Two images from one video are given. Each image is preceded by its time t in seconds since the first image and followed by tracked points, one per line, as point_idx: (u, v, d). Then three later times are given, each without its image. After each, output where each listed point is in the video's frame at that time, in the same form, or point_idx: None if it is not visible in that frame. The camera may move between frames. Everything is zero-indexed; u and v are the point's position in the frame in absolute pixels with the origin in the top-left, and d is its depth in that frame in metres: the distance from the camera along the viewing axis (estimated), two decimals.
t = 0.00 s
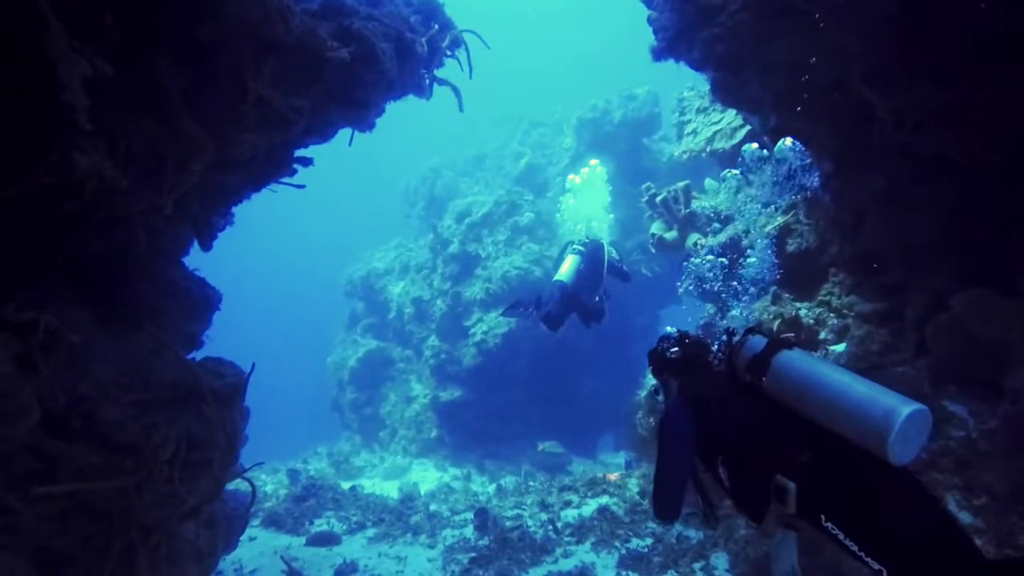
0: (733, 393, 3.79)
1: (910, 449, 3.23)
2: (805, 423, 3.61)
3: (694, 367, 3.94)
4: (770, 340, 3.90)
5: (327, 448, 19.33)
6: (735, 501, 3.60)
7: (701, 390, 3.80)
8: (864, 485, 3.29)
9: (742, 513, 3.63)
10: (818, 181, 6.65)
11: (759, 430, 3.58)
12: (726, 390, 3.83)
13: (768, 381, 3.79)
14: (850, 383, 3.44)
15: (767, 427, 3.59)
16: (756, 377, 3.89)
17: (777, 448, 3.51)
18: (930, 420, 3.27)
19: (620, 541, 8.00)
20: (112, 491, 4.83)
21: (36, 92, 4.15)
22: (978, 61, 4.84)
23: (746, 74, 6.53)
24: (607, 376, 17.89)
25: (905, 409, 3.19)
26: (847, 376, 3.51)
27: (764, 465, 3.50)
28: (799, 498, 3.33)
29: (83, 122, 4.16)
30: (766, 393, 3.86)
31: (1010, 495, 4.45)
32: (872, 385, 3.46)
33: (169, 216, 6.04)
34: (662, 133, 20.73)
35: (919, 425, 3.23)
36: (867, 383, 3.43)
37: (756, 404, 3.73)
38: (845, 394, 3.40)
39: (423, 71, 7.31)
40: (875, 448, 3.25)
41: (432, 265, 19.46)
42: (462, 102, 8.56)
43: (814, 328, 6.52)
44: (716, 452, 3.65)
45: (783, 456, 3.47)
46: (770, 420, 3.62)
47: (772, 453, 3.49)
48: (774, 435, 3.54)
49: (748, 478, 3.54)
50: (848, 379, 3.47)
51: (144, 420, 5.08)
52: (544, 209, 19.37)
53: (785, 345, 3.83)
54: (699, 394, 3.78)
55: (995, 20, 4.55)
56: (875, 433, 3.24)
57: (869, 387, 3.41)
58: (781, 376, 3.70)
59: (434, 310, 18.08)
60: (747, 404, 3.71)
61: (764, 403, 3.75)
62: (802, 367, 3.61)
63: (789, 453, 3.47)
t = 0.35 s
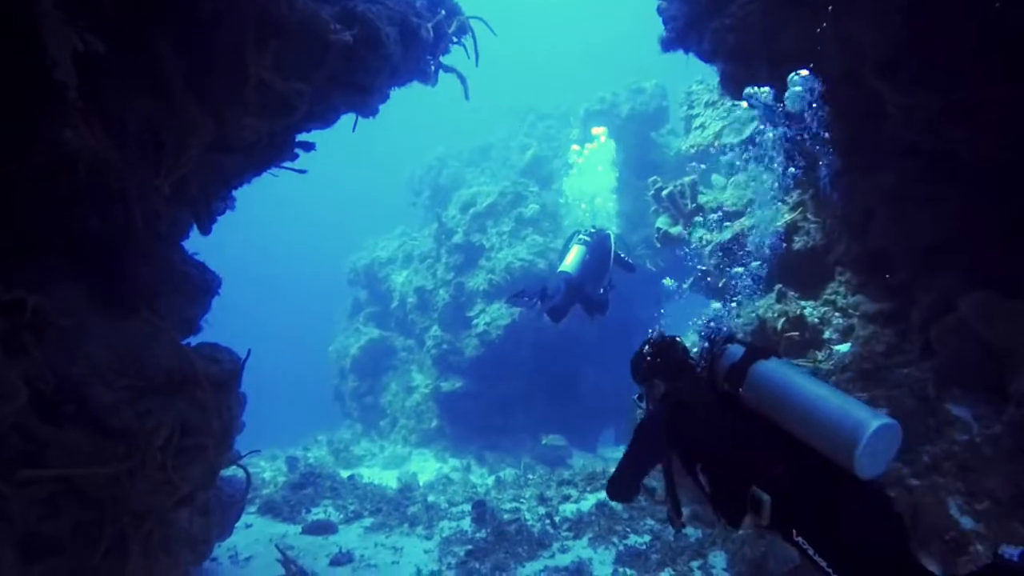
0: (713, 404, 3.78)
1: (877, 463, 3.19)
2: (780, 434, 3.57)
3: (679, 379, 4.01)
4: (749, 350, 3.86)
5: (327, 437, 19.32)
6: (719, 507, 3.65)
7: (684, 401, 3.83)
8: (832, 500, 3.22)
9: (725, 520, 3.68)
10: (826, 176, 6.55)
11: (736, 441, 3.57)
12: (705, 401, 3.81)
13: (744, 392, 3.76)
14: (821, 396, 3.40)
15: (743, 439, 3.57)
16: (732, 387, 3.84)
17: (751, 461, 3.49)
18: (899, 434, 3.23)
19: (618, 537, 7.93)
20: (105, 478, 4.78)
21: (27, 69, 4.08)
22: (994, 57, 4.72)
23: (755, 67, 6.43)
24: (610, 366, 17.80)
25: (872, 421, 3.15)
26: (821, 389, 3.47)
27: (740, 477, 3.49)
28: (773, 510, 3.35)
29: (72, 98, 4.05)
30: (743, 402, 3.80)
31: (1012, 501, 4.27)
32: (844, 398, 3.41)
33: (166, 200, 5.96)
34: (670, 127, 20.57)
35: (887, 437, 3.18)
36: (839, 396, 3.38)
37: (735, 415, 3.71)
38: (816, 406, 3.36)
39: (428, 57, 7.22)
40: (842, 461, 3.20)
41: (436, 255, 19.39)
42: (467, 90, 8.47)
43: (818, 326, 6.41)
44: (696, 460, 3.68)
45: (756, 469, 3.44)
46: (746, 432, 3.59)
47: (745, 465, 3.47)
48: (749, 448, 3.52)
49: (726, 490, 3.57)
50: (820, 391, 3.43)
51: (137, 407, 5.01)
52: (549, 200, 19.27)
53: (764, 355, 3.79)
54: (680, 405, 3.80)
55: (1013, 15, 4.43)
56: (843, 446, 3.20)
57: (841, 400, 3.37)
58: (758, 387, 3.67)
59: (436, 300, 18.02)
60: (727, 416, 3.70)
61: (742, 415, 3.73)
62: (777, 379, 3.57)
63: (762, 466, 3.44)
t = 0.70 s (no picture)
0: (678, 401, 3.79)
1: (822, 480, 3.19)
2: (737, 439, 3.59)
3: (650, 373, 4.02)
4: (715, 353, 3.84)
5: (323, 419, 19.29)
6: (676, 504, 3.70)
7: (652, 395, 3.85)
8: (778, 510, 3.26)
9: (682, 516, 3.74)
10: (834, 171, 6.39)
11: (696, 442, 3.60)
12: (671, 398, 3.82)
13: (707, 394, 3.76)
14: (777, 407, 3.40)
15: (702, 441, 3.60)
16: (698, 388, 3.83)
17: (708, 464, 3.51)
18: (847, 455, 3.23)
19: (612, 529, 7.87)
20: (90, 454, 4.73)
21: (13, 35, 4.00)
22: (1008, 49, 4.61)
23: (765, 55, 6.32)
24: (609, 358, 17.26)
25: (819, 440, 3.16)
26: (779, 401, 3.46)
27: (695, 478, 3.53)
28: (724, 514, 3.40)
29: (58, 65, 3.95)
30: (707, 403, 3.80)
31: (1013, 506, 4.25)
32: (799, 412, 3.41)
33: (159, 175, 5.90)
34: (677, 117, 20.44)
35: (832, 457, 3.18)
36: (793, 410, 3.38)
37: (697, 415, 3.73)
38: (769, 417, 3.37)
39: (432, 37, 7.12)
40: (787, 476, 3.22)
41: (437, 240, 19.30)
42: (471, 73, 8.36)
43: (820, 322, 6.34)
44: (657, 457, 3.71)
45: (710, 473, 3.48)
46: (704, 435, 3.61)
47: (699, 468, 3.51)
48: (706, 451, 3.55)
49: (682, 489, 3.60)
50: (776, 402, 3.43)
51: (125, 382, 4.96)
52: (553, 188, 19.16)
53: (731, 358, 3.77)
54: (649, 400, 3.83)
55: None
56: (788, 461, 3.21)
57: (795, 414, 3.37)
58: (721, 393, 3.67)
59: (436, 285, 17.94)
60: (692, 416, 3.72)
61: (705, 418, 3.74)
62: (737, 387, 3.58)
63: (716, 471, 3.47)
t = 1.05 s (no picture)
0: (654, 396, 3.96)
1: (783, 488, 3.43)
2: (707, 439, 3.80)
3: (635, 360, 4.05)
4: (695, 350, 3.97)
5: (326, 403, 19.27)
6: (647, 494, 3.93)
7: (631, 386, 4.01)
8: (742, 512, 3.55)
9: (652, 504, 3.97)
10: (850, 157, 6.29)
11: (670, 438, 3.82)
12: (647, 392, 3.98)
13: (685, 392, 3.93)
14: (747, 414, 3.60)
15: (675, 438, 3.82)
16: (675, 383, 3.98)
17: (678, 460, 3.76)
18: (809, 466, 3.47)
19: (614, 520, 7.79)
20: (87, 433, 4.61)
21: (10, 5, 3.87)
22: None
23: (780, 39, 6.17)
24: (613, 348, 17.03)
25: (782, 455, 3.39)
26: (750, 405, 3.67)
27: (666, 474, 3.77)
28: (692, 509, 3.68)
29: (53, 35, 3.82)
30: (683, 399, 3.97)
31: None
32: (767, 418, 3.62)
33: (162, 151, 5.75)
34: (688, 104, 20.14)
35: (794, 469, 3.42)
36: (762, 416, 3.59)
37: (672, 409, 3.92)
38: (738, 423, 3.58)
39: (439, 17, 6.99)
40: (750, 482, 3.48)
41: (443, 224, 19.18)
42: (479, 54, 8.22)
43: (831, 314, 6.20)
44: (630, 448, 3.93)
45: (682, 471, 3.72)
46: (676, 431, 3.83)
47: (673, 465, 3.74)
48: (679, 450, 3.77)
49: (654, 482, 3.81)
50: (747, 408, 3.63)
51: (122, 361, 4.88)
52: (560, 174, 19.02)
53: (710, 358, 3.91)
54: (629, 391, 3.98)
55: None
56: (753, 469, 3.46)
57: (763, 421, 3.58)
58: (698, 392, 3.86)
59: (441, 270, 17.84)
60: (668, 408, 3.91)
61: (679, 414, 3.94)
62: (711, 389, 3.76)
63: (686, 468, 3.73)
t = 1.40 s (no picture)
0: (639, 387, 4.11)
1: (751, 487, 3.52)
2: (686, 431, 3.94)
3: (630, 350, 4.25)
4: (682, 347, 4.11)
5: (335, 390, 19.25)
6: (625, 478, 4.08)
7: (620, 374, 4.14)
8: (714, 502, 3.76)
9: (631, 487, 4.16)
10: (868, 144, 6.19)
11: (651, 427, 3.97)
12: (635, 382, 4.13)
13: (669, 384, 4.06)
14: (723, 412, 3.70)
15: (656, 429, 3.97)
16: (660, 376, 4.14)
17: (658, 448, 3.93)
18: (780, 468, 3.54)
19: (622, 512, 7.71)
20: (88, 423, 4.52)
21: None
22: None
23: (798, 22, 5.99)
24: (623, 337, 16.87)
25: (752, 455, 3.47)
26: (728, 402, 3.77)
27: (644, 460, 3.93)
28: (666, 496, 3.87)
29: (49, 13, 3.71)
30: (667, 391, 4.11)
31: None
32: (742, 416, 3.72)
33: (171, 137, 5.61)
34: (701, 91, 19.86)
35: (762, 470, 3.49)
36: (738, 414, 3.69)
37: (656, 399, 4.09)
38: (712, 421, 3.69)
39: None
40: (718, 476, 3.60)
41: (452, 212, 19.06)
42: (488, 39, 8.07)
43: (847, 305, 6.07)
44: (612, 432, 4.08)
45: (659, 460, 3.89)
46: (656, 421, 3.98)
47: (650, 454, 3.91)
48: (659, 441, 3.93)
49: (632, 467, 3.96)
50: (723, 407, 3.73)
51: (125, 348, 4.75)
52: (570, 162, 18.86)
53: (695, 353, 4.07)
54: (616, 378, 4.12)
55: None
56: (724, 464, 3.56)
57: (738, 419, 3.68)
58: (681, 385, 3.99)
59: (450, 258, 17.74)
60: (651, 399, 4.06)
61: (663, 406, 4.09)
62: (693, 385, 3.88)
63: (663, 455, 3.90)
